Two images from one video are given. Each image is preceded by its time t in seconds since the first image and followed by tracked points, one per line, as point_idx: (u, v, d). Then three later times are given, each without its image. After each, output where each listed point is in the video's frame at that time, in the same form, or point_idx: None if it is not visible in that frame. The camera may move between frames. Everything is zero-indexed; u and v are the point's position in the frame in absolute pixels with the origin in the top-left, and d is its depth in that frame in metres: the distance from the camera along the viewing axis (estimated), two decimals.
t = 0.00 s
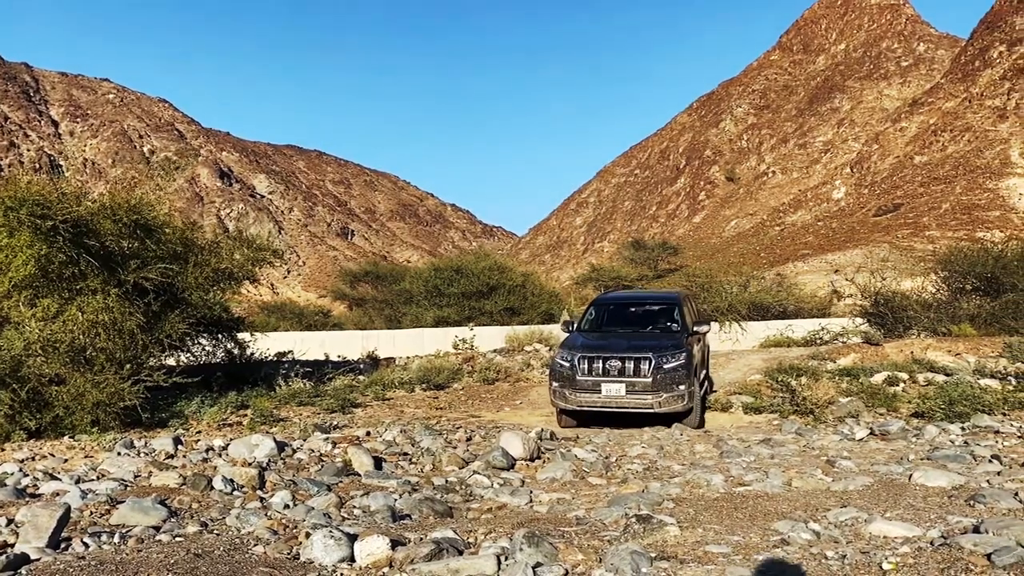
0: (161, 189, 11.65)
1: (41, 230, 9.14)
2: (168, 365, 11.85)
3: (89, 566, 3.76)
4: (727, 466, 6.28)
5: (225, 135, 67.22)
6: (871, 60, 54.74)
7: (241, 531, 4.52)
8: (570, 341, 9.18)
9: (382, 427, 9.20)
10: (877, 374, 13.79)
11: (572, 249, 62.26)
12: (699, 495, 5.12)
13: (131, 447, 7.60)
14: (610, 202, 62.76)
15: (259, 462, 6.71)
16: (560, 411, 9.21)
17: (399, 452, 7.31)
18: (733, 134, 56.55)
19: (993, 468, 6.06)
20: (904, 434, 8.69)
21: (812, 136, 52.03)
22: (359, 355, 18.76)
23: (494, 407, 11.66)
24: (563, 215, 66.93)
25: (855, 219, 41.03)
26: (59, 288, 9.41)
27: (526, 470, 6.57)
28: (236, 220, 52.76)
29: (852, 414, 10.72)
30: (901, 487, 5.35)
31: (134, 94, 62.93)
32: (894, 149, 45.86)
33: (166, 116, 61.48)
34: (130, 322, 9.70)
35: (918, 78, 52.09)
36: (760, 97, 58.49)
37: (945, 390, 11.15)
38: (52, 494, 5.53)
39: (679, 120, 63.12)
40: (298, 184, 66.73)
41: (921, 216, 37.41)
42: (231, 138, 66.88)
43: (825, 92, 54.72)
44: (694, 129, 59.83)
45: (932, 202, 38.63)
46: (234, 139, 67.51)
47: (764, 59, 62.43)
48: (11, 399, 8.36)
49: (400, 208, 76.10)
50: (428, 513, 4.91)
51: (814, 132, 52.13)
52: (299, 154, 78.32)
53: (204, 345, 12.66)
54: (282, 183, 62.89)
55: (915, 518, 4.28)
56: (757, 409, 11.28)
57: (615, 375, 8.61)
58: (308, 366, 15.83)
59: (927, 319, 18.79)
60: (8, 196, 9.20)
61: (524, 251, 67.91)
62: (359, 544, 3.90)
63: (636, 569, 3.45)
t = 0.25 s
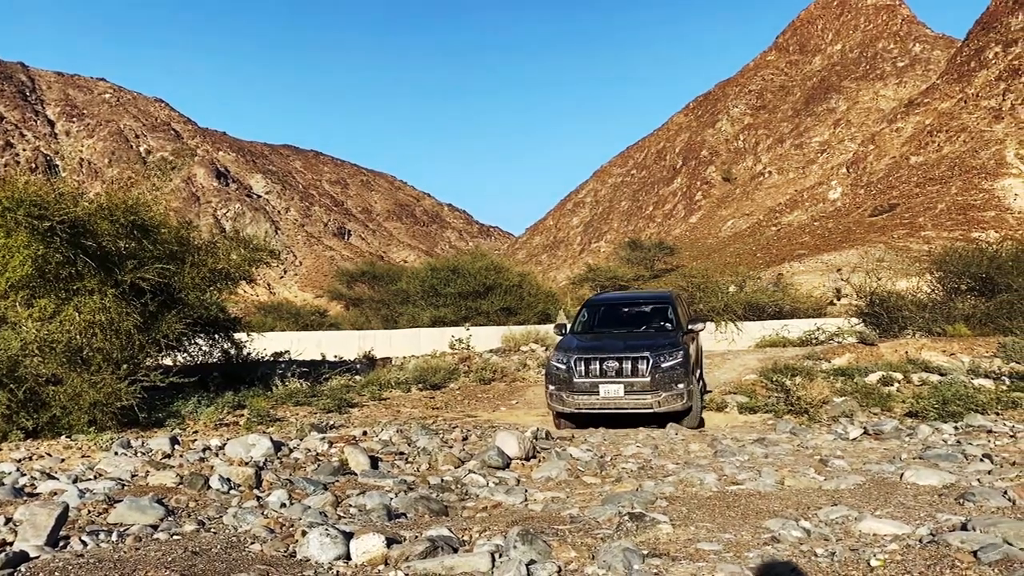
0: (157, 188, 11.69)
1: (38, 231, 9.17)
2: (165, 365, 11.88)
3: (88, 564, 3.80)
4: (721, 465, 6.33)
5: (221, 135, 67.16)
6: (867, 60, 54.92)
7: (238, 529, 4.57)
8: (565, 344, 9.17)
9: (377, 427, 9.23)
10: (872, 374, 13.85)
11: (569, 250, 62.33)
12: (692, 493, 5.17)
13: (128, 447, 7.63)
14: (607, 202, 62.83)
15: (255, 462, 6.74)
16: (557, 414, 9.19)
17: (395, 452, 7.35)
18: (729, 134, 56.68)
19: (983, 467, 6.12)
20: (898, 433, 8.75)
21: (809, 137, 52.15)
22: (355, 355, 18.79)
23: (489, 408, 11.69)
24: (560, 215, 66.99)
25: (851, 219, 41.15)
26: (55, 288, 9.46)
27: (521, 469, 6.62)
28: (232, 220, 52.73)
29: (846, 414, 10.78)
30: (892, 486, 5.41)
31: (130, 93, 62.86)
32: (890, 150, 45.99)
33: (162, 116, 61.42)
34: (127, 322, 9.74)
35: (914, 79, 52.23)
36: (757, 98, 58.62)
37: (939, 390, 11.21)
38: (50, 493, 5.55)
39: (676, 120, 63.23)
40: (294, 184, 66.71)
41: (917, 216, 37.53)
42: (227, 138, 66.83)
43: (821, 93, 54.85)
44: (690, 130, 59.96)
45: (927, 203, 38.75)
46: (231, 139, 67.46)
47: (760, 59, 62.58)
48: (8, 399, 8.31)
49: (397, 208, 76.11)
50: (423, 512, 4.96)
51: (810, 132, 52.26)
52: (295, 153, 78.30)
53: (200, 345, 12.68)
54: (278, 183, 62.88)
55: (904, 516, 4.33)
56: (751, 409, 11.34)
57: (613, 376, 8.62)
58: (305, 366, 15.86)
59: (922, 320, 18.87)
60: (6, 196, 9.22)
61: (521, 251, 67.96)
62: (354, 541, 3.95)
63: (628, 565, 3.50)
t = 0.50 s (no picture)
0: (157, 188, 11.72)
1: (39, 230, 9.21)
2: (164, 364, 11.91)
3: (92, 556, 3.85)
4: (718, 462, 6.37)
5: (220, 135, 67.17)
6: (865, 60, 55.04)
7: (237, 524, 4.62)
8: (566, 344, 9.18)
9: (376, 426, 9.27)
10: (869, 373, 13.90)
11: (567, 249, 62.40)
12: (687, 489, 5.22)
13: (128, 446, 7.67)
14: (606, 202, 62.88)
15: (254, 459, 6.79)
16: (559, 415, 9.20)
17: (394, 449, 7.40)
18: (728, 134, 56.77)
19: (977, 463, 6.17)
20: (893, 431, 8.81)
21: (807, 137, 52.21)
22: (354, 354, 18.82)
23: (488, 406, 11.73)
24: (559, 215, 67.04)
25: (849, 219, 41.23)
26: (56, 287, 9.50)
27: (518, 466, 6.67)
28: (231, 220, 52.77)
29: (843, 412, 10.83)
30: (887, 483, 5.45)
31: (129, 93, 62.87)
32: (889, 150, 46.06)
33: (161, 116, 61.42)
34: (126, 321, 9.80)
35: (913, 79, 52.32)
36: (755, 98, 58.70)
37: (935, 388, 11.27)
38: (51, 490, 5.61)
39: (675, 120, 63.30)
40: (293, 184, 66.73)
41: (915, 216, 37.59)
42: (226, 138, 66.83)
43: (820, 93, 54.93)
44: (689, 130, 60.06)
45: (926, 202, 38.82)
46: (230, 139, 67.46)
47: (759, 59, 62.68)
48: (8, 397, 8.31)
49: (396, 208, 76.16)
50: (421, 507, 5.00)
51: (809, 132, 52.32)
52: (294, 153, 78.32)
53: (200, 344, 12.72)
54: (277, 183, 62.92)
55: (896, 511, 4.38)
56: (749, 407, 11.39)
57: (617, 376, 8.63)
58: (304, 365, 15.89)
59: (920, 319, 18.92)
60: (6, 196, 9.27)
61: (520, 251, 67.99)
62: (353, 535, 3.99)
63: (623, 559, 3.55)
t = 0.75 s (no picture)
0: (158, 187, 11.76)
1: (41, 230, 9.27)
2: (166, 363, 11.94)
3: (95, 550, 3.90)
4: (716, 459, 6.41)
5: (221, 135, 67.24)
6: (866, 60, 55.09)
7: (240, 519, 4.67)
8: (569, 341, 9.22)
9: (378, 424, 9.30)
10: (869, 372, 13.94)
11: (568, 249, 62.44)
12: (685, 485, 5.27)
13: (131, 444, 7.71)
14: (607, 202, 62.91)
15: (256, 457, 6.83)
16: (562, 411, 9.25)
17: (395, 447, 7.45)
18: (729, 134, 56.82)
19: (975, 460, 6.21)
20: (892, 429, 8.85)
21: (808, 136, 52.23)
22: (355, 353, 18.87)
23: (488, 405, 11.78)
24: (560, 215, 67.10)
25: (850, 219, 41.26)
26: (58, 286, 9.55)
27: (518, 463, 6.71)
28: (232, 220, 52.85)
29: (843, 411, 10.86)
30: (885, 479, 5.49)
31: (131, 93, 62.95)
32: (889, 149, 46.07)
33: (162, 116, 61.50)
34: (129, 320, 9.85)
35: (914, 79, 52.33)
36: (756, 97, 58.74)
37: (934, 387, 11.30)
38: (55, 486, 5.66)
39: (675, 120, 63.35)
40: (294, 184, 66.78)
41: (916, 216, 37.61)
42: (227, 138, 66.92)
43: (820, 93, 54.96)
44: (690, 129, 60.11)
45: (926, 202, 38.84)
46: (231, 139, 67.55)
47: (760, 59, 62.74)
48: (10, 396, 8.38)
49: (397, 208, 76.21)
50: (422, 503, 5.05)
51: (810, 132, 52.34)
52: (295, 153, 78.38)
53: (201, 343, 12.77)
54: (278, 183, 62.98)
55: (892, 506, 4.42)
56: (749, 406, 11.43)
57: (620, 373, 8.67)
58: (305, 365, 15.93)
59: (920, 319, 18.94)
60: (10, 196, 9.33)
61: (521, 251, 68.03)
62: (354, 530, 4.04)
63: (620, 551, 3.60)
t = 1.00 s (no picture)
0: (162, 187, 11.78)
1: (46, 230, 9.31)
2: (170, 363, 11.99)
3: (102, 547, 3.94)
4: (718, 459, 6.44)
5: (224, 135, 67.35)
6: (869, 60, 55.08)
7: (245, 517, 4.71)
8: (575, 337, 9.22)
9: (381, 424, 9.33)
10: (871, 372, 13.95)
11: (571, 249, 62.47)
12: (687, 484, 5.30)
13: (135, 443, 7.76)
14: (609, 202, 62.92)
15: (260, 456, 6.87)
16: (567, 408, 9.21)
17: (398, 447, 7.48)
18: (731, 134, 56.82)
19: (975, 460, 6.23)
20: (894, 429, 8.87)
21: (811, 136, 52.20)
22: (358, 353, 18.91)
23: (491, 405, 11.81)
24: (562, 215, 67.13)
25: (853, 218, 41.24)
26: (63, 286, 9.59)
27: (521, 463, 6.74)
28: (235, 220, 52.95)
29: (845, 411, 10.88)
30: (886, 477, 5.52)
31: (134, 94, 63.08)
32: (892, 149, 46.03)
33: (165, 117, 61.61)
34: (133, 320, 9.90)
35: (917, 78, 52.29)
36: (759, 97, 58.73)
37: (937, 387, 11.31)
38: (61, 485, 5.69)
39: (678, 120, 63.36)
40: (297, 184, 66.88)
41: (919, 215, 37.58)
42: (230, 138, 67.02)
43: (823, 92, 54.94)
44: (692, 129, 60.14)
45: (930, 202, 38.81)
46: (234, 139, 67.65)
47: (763, 58, 62.76)
48: (16, 395, 8.42)
49: (399, 208, 76.27)
50: (426, 502, 5.08)
51: (813, 132, 52.31)
52: (298, 154, 78.48)
53: (205, 344, 12.82)
54: (281, 183, 63.08)
55: (893, 505, 4.45)
56: (751, 406, 11.45)
57: (627, 369, 8.65)
58: (308, 365, 15.96)
59: (923, 318, 18.94)
60: (15, 197, 9.38)
61: (523, 251, 68.07)
62: (358, 528, 4.08)
63: (622, 549, 3.63)
